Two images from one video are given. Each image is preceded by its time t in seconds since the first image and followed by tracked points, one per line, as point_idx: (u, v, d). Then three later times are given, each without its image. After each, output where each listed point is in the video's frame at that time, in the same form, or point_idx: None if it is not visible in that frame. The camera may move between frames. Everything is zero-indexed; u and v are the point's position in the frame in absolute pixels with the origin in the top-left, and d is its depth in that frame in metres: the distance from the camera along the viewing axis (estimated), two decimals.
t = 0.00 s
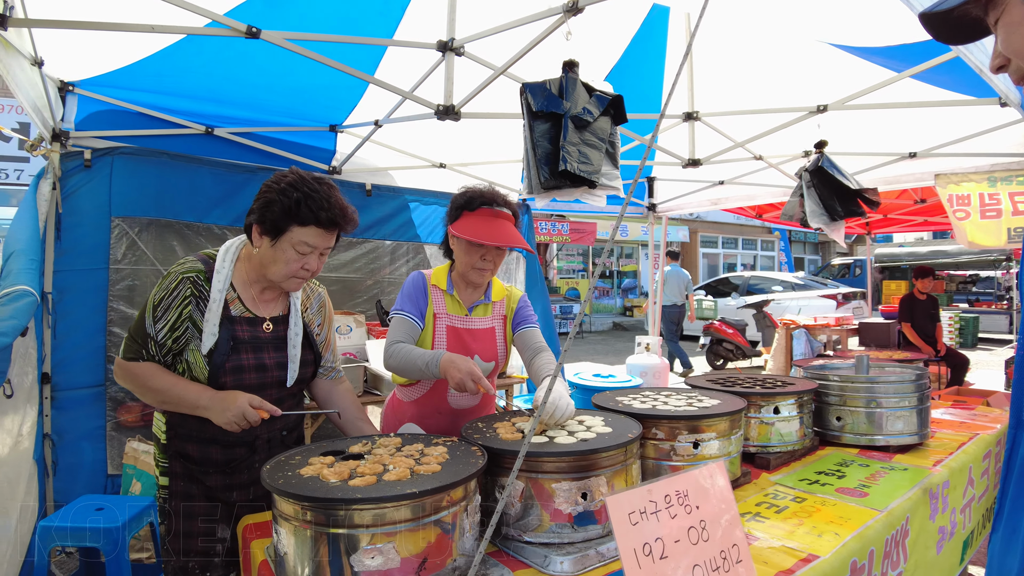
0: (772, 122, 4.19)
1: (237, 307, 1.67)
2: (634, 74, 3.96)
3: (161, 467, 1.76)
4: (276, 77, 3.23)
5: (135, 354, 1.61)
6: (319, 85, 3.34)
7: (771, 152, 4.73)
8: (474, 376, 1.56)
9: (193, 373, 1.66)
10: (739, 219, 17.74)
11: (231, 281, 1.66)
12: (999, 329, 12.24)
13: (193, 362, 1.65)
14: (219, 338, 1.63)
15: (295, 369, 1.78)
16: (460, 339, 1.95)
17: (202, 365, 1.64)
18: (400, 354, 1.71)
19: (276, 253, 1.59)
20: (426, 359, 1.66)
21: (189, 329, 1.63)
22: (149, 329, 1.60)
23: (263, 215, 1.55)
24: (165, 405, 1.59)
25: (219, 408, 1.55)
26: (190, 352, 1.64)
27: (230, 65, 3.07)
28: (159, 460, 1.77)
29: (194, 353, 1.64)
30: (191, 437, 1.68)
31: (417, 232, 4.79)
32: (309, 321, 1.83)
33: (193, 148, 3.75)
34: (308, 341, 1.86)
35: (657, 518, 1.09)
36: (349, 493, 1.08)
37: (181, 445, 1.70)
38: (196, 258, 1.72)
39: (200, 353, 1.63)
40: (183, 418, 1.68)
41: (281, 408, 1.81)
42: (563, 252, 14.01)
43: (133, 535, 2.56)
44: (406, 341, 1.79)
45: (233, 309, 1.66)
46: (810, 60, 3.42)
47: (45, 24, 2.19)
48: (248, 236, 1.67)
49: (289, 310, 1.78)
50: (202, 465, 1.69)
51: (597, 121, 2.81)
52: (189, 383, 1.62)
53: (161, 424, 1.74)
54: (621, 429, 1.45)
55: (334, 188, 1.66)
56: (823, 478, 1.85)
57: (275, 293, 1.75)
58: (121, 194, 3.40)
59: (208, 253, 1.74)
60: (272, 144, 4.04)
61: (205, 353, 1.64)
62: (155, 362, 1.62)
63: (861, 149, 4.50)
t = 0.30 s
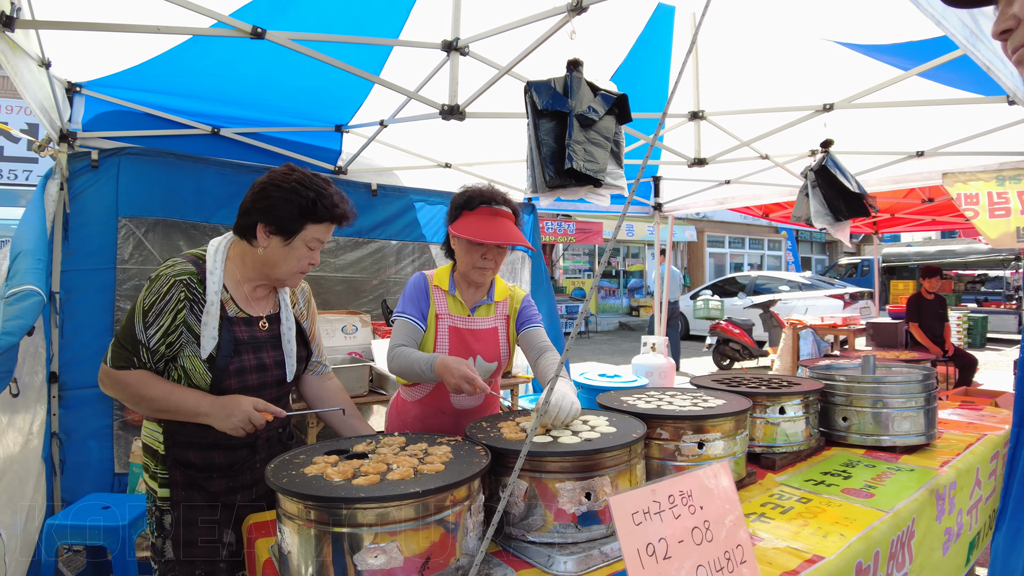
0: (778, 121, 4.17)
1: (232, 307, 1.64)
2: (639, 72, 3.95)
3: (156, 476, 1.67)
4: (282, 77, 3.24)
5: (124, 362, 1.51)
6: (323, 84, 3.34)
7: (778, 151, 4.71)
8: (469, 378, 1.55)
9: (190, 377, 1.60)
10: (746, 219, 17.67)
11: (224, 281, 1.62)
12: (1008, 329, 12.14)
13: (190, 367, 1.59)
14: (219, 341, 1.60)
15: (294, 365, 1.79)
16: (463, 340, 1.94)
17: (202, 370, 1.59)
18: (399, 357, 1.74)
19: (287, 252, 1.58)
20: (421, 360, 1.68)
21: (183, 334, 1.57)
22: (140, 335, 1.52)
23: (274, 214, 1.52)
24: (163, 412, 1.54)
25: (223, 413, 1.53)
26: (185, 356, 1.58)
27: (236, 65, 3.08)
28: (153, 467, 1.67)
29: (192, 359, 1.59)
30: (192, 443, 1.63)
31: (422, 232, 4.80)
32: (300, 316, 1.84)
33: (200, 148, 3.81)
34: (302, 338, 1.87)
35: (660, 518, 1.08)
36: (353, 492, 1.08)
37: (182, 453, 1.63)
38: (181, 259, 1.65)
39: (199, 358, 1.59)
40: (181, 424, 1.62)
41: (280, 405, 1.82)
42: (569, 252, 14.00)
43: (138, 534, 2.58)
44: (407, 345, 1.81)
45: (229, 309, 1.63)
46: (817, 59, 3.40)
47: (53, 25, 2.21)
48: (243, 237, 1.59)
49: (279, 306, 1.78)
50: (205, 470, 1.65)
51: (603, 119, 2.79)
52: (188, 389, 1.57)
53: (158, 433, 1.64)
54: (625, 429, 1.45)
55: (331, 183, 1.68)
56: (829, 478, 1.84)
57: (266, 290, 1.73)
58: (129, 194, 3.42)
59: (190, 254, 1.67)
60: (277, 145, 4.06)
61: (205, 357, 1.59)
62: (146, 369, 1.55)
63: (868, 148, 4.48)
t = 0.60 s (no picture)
0: (784, 120, 4.16)
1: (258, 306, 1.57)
2: (646, 72, 3.95)
3: (185, 481, 1.55)
4: (288, 77, 3.26)
5: (162, 368, 1.39)
6: (328, 85, 3.35)
7: (783, 151, 4.70)
8: (474, 384, 1.55)
9: (231, 381, 1.51)
10: (751, 218, 17.62)
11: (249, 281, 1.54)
12: (1015, 329, 12.05)
13: (230, 369, 1.50)
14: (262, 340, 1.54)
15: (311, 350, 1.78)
16: (467, 340, 1.95)
17: (246, 370, 1.52)
18: (407, 361, 1.74)
19: (318, 246, 1.59)
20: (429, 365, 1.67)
21: (225, 338, 1.46)
22: (180, 340, 1.39)
23: (314, 217, 1.51)
24: (206, 417, 1.45)
25: (263, 414, 1.48)
26: (225, 360, 1.49)
27: (241, 65, 3.10)
28: (180, 473, 1.54)
29: (234, 360, 1.50)
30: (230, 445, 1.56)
31: (428, 232, 4.81)
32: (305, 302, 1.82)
33: (207, 148, 3.85)
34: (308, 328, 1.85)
35: (667, 517, 1.08)
36: (360, 490, 1.09)
37: (221, 455, 1.55)
38: (201, 258, 1.48)
39: (243, 359, 1.51)
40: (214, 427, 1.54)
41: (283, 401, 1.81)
42: (574, 252, 14.01)
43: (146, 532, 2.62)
44: (413, 348, 1.82)
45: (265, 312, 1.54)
46: (823, 58, 3.39)
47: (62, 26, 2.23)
48: (269, 241, 1.51)
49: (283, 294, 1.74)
50: (242, 467, 1.60)
51: (609, 120, 2.81)
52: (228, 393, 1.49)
53: (191, 436, 1.52)
54: (631, 428, 1.45)
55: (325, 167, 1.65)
56: (836, 478, 1.83)
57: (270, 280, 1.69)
58: (136, 193, 3.43)
59: (208, 253, 1.50)
60: (283, 144, 4.08)
61: (249, 359, 1.52)
62: (184, 374, 1.43)
63: (874, 147, 4.46)
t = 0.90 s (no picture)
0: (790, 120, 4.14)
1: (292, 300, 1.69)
2: (651, 71, 3.94)
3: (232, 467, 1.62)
4: (293, 78, 3.26)
5: (229, 353, 1.48)
6: (332, 85, 3.36)
7: (788, 151, 4.68)
8: (486, 393, 1.55)
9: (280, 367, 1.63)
10: (757, 218, 17.55)
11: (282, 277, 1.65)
12: (1022, 330, 11.96)
13: (280, 355, 1.61)
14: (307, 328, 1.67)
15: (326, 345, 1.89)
16: (470, 340, 1.94)
17: (293, 356, 1.64)
18: (410, 373, 1.75)
19: (337, 245, 1.74)
20: (433, 379, 1.68)
21: (277, 327, 1.57)
22: (242, 327, 1.49)
23: (334, 219, 1.65)
24: (264, 401, 1.54)
25: (309, 397, 1.62)
26: (275, 348, 1.59)
27: (245, 65, 3.10)
28: (228, 459, 1.61)
29: (284, 347, 1.61)
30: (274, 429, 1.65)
31: (433, 232, 4.81)
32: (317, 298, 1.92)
33: (213, 148, 3.85)
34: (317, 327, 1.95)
35: (672, 518, 1.08)
36: (365, 490, 1.09)
37: (267, 441, 1.63)
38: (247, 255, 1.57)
39: (291, 345, 1.63)
40: (262, 412, 1.63)
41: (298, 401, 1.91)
42: (579, 252, 14.00)
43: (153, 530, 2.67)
44: (420, 351, 1.82)
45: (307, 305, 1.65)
46: (828, 57, 3.38)
47: (69, 28, 2.24)
48: (295, 244, 1.64)
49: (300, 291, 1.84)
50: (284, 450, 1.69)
51: (615, 119, 2.79)
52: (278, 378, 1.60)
53: (239, 422, 1.61)
54: (636, 428, 1.44)
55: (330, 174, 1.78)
56: (842, 479, 1.82)
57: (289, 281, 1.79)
58: (141, 193, 3.46)
59: (249, 252, 1.58)
60: (287, 144, 4.08)
61: (297, 346, 1.64)
62: (244, 360, 1.52)
63: (880, 147, 4.43)
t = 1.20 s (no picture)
0: (795, 119, 4.13)
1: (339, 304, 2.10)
2: (656, 71, 3.93)
3: (284, 436, 1.96)
4: (297, 78, 3.27)
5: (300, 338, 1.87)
6: (336, 85, 3.37)
7: (794, 150, 4.66)
8: (492, 393, 1.56)
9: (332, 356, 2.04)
10: (761, 218, 17.49)
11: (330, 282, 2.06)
12: None
13: (334, 345, 2.03)
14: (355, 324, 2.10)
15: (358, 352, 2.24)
16: (472, 339, 1.95)
17: (343, 346, 2.06)
18: (411, 375, 1.74)
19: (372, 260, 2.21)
20: (436, 380, 1.68)
21: (335, 321, 2.00)
22: (313, 318, 1.90)
23: (372, 238, 2.12)
24: (318, 387, 1.91)
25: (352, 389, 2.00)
26: (332, 338, 2.01)
27: (250, 65, 3.11)
28: (281, 429, 1.95)
29: (337, 338, 2.03)
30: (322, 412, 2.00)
31: (437, 232, 4.82)
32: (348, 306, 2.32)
33: (218, 148, 3.87)
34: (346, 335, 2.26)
35: (676, 517, 1.08)
36: (369, 489, 1.09)
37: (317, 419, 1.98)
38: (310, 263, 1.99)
39: (343, 337, 2.05)
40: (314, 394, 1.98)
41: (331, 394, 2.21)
42: (583, 251, 14.00)
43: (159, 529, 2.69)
44: (421, 352, 1.82)
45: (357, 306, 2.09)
46: (833, 56, 3.37)
47: (75, 28, 2.24)
48: (341, 258, 2.10)
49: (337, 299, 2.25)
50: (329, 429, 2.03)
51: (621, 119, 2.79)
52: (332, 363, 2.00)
53: (293, 399, 1.94)
54: (641, 428, 1.44)
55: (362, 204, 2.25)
56: (847, 479, 1.82)
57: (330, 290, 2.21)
58: (147, 194, 3.47)
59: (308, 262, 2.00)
60: (291, 144, 4.10)
61: (347, 338, 2.07)
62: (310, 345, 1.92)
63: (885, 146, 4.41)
